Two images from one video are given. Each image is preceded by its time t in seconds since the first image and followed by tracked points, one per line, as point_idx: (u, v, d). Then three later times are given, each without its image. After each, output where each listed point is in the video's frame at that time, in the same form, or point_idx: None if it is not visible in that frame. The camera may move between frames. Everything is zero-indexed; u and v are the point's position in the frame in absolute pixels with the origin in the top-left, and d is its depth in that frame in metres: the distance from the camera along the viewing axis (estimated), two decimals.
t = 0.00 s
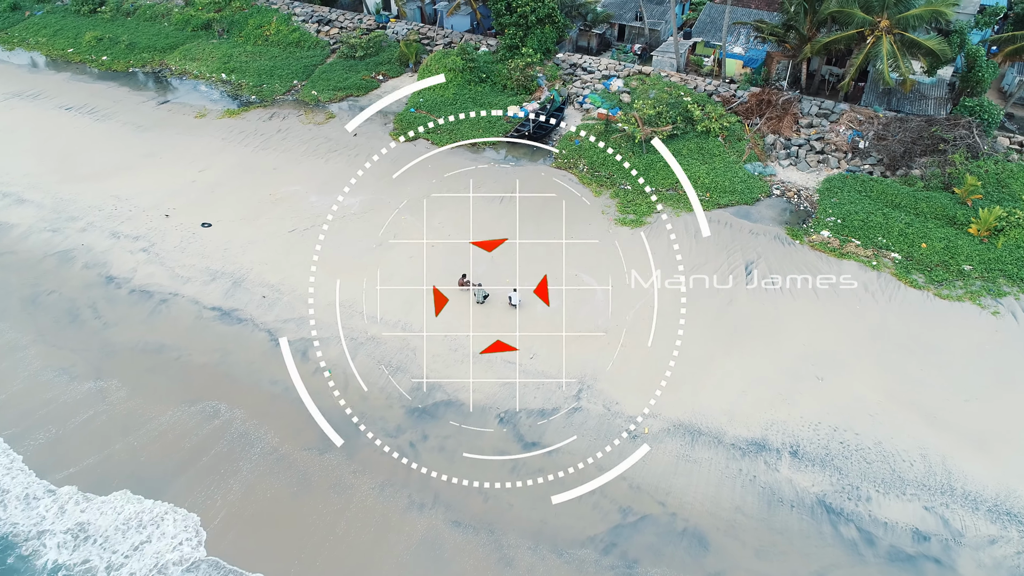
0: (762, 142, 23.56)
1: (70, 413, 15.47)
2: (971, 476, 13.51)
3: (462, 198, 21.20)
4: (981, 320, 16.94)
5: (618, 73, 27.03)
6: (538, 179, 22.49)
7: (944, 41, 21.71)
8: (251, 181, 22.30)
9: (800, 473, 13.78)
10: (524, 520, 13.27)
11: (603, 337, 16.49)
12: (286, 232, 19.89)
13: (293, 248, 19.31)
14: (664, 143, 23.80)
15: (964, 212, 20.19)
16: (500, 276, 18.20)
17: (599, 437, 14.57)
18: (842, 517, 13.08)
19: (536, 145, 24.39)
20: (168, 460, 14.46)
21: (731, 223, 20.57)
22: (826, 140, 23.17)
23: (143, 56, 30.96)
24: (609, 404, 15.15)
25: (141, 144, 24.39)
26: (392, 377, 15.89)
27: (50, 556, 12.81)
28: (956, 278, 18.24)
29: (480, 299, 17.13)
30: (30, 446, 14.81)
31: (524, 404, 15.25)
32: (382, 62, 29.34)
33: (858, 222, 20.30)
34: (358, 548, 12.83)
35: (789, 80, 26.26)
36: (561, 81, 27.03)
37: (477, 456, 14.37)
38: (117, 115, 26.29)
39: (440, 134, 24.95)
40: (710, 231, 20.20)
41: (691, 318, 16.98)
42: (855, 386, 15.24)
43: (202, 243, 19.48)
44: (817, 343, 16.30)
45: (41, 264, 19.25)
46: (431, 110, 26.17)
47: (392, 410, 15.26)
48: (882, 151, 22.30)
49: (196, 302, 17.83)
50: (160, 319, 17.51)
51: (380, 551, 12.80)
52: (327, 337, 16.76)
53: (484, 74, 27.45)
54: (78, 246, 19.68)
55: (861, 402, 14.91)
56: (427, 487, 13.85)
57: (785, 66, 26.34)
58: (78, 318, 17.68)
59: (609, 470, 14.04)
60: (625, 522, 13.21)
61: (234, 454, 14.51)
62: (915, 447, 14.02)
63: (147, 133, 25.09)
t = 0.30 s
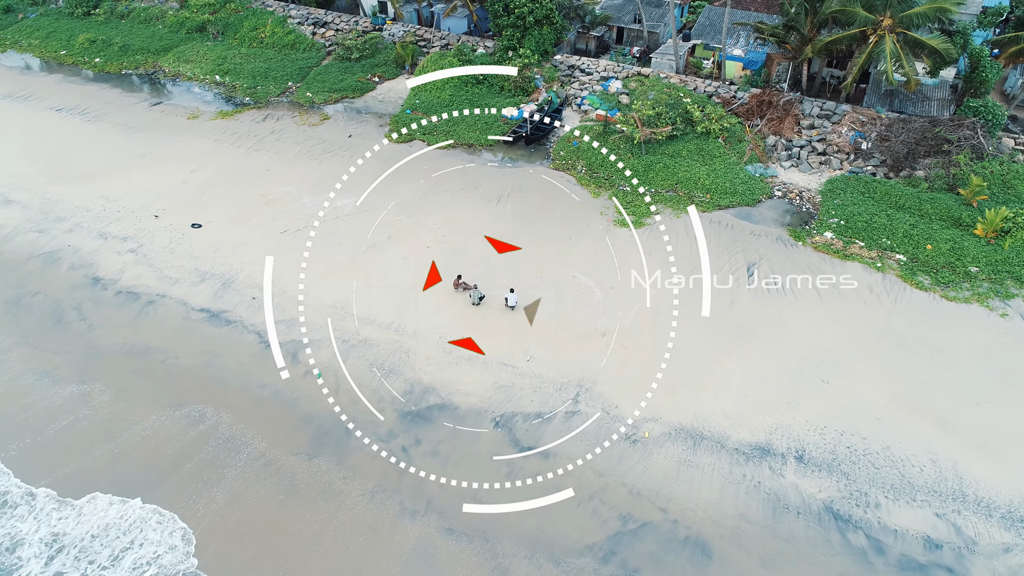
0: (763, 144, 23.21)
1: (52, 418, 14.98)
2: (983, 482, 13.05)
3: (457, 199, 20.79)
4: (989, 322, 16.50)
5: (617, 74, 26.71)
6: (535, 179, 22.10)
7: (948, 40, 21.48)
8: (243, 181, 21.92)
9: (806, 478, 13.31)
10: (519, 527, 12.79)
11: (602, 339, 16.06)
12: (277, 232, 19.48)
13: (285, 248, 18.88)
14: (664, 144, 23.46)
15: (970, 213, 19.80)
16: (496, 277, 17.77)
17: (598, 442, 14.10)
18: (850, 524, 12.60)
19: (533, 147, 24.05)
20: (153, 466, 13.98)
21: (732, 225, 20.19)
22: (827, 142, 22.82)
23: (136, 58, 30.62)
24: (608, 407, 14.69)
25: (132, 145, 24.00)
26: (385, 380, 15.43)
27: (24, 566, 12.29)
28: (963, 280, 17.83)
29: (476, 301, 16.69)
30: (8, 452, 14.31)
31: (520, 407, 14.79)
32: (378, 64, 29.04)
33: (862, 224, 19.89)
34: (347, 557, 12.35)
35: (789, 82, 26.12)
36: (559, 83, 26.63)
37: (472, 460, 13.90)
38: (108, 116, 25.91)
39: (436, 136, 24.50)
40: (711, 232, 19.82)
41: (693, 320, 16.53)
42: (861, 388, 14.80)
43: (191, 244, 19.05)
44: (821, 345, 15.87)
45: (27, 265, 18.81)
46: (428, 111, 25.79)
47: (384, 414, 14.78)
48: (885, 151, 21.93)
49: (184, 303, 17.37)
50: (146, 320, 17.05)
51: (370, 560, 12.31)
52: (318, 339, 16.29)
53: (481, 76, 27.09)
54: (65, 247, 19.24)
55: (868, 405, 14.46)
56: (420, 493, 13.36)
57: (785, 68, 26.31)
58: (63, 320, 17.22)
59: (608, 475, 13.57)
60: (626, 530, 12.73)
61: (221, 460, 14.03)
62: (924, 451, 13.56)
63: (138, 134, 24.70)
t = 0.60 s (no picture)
0: (766, 144, 22.79)
1: (33, 420, 14.48)
2: (999, 488, 12.54)
3: (454, 198, 20.33)
4: (1000, 324, 16.04)
5: (617, 75, 26.32)
6: (534, 180, 21.69)
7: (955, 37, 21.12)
8: (236, 181, 21.50)
9: (815, 484, 12.80)
10: (516, 534, 12.27)
11: (602, 340, 15.59)
12: (270, 232, 19.03)
13: (277, 248, 18.44)
14: (665, 144, 23.06)
15: (978, 214, 19.38)
16: (494, 276, 17.31)
17: (598, 446, 13.60)
18: (861, 532, 12.09)
19: (532, 147, 23.72)
20: (136, 470, 13.47)
21: (735, 225, 19.76)
22: (832, 142, 22.39)
23: (131, 59, 30.28)
24: (609, 410, 14.20)
25: (124, 144, 23.57)
26: (378, 382, 14.93)
27: None
28: (972, 281, 17.37)
29: (473, 301, 16.24)
30: None
31: (517, 410, 14.28)
32: (376, 65, 28.71)
33: (868, 225, 19.45)
34: (336, 566, 11.82)
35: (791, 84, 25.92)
36: (558, 84, 26.20)
37: (467, 465, 13.39)
38: (101, 116, 25.51)
39: (436, 138, 23.93)
40: (714, 233, 19.39)
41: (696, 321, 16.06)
42: (870, 391, 14.31)
43: (181, 243, 18.60)
44: (828, 347, 15.39)
45: (12, 265, 18.34)
46: (425, 112, 25.41)
47: (376, 417, 14.27)
48: (890, 152, 21.54)
49: (172, 303, 16.89)
50: (133, 321, 16.57)
51: (360, 569, 11.78)
52: (309, 340, 15.80)
53: (480, 77, 26.69)
54: (52, 246, 18.77)
55: (877, 409, 13.96)
56: (413, 499, 12.83)
57: (787, 70, 26.12)
58: (48, 320, 16.74)
59: (608, 481, 13.05)
60: (627, 537, 12.20)
61: (206, 464, 13.52)
62: (937, 457, 13.07)
63: (131, 133, 24.30)
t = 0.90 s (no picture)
0: (771, 144, 22.30)
1: (14, 423, 13.97)
2: (1019, 495, 12.01)
3: (452, 197, 19.85)
4: (1015, 325, 15.54)
5: (619, 75, 26.10)
6: (534, 180, 21.25)
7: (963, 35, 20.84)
8: (230, 180, 21.06)
9: (826, 489, 12.27)
10: (513, 542, 11.75)
11: (602, 341, 15.13)
12: (263, 231, 18.56)
13: (270, 247, 17.98)
14: (668, 144, 22.62)
15: (989, 214, 18.92)
16: (493, 276, 16.81)
17: (600, 450, 13.07)
18: (876, 539, 11.55)
19: (532, 147, 23.34)
20: (119, 474, 12.95)
21: (740, 225, 19.31)
22: (838, 142, 21.92)
23: (126, 60, 29.92)
24: (610, 413, 13.69)
25: (117, 143, 23.16)
26: (371, 383, 14.42)
27: None
28: (984, 282, 16.89)
29: (470, 301, 15.74)
30: None
31: (515, 412, 13.78)
32: (374, 65, 28.30)
33: (876, 225, 18.97)
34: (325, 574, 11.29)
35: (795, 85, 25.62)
36: (559, 84, 25.92)
37: (463, 469, 12.87)
38: (94, 115, 25.11)
39: (434, 138, 23.52)
40: (718, 233, 18.93)
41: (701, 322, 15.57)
42: (882, 394, 13.80)
43: (172, 242, 18.13)
44: (838, 349, 14.89)
45: None
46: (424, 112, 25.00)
47: (369, 419, 13.74)
48: (898, 152, 21.11)
49: (161, 302, 16.39)
50: (120, 320, 16.08)
51: None
52: (302, 340, 15.30)
53: (479, 77, 26.24)
54: (39, 245, 18.30)
55: (889, 412, 13.45)
56: (406, 505, 12.30)
57: (791, 71, 25.79)
58: (32, 320, 16.25)
59: (610, 486, 12.52)
60: (630, 545, 11.66)
61: (192, 468, 12.99)
62: (951, 461, 12.57)
63: (124, 133, 23.89)
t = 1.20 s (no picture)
0: (775, 146, 21.94)
1: None
2: None
3: (449, 198, 19.40)
4: None
5: (620, 76, 25.98)
6: (534, 180, 20.81)
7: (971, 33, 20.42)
8: (224, 180, 20.63)
9: (837, 497, 11.77)
10: (510, 552, 11.26)
11: (603, 342, 14.65)
12: (255, 231, 18.09)
13: (262, 247, 17.51)
14: (670, 145, 22.20)
15: (999, 216, 18.45)
16: (490, 277, 16.32)
17: (600, 456, 12.57)
18: (890, 550, 11.04)
19: (532, 147, 22.86)
20: (100, 480, 12.44)
21: (744, 227, 18.85)
22: (843, 143, 21.52)
23: (121, 61, 29.58)
24: (611, 418, 13.18)
25: (108, 143, 22.75)
26: (364, 385, 13.91)
27: None
28: (996, 284, 16.38)
29: (467, 302, 15.23)
30: None
31: (513, 416, 13.27)
32: (372, 66, 27.92)
33: (883, 227, 18.51)
34: None
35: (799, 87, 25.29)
36: (559, 85, 25.61)
37: (458, 475, 12.36)
38: (87, 115, 24.71)
39: (431, 138, 23.10)
40: (722, 235, 18.48)
41: (705, 323, 15.07)
42: (894, 399, 13.30)
43: (161, 242, 17.69)
44: (847, 351, 14.38)
45: None
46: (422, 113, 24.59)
47: (361, 423, 13.23)
48: (905, 153, 20.68)
49: (148, 303, 15.93)
50: (106, 321, 15.60)
51: None
52: (292, 342, 14.81)
53: (479, 78, 25.78)
54: (25, 245, 17.85)
55: (903, 416, 12.93)
56: (398, 513, 11.78)
57: (795, 74, 25.40)
58: (16, 320, 15.78)
59: (611, 493, 12.01)
60: (632, 555, 11.15)
61: (176, 473, 12.50)
62: (967, 468, 12.08)
63: (117, 133, 23.50)
